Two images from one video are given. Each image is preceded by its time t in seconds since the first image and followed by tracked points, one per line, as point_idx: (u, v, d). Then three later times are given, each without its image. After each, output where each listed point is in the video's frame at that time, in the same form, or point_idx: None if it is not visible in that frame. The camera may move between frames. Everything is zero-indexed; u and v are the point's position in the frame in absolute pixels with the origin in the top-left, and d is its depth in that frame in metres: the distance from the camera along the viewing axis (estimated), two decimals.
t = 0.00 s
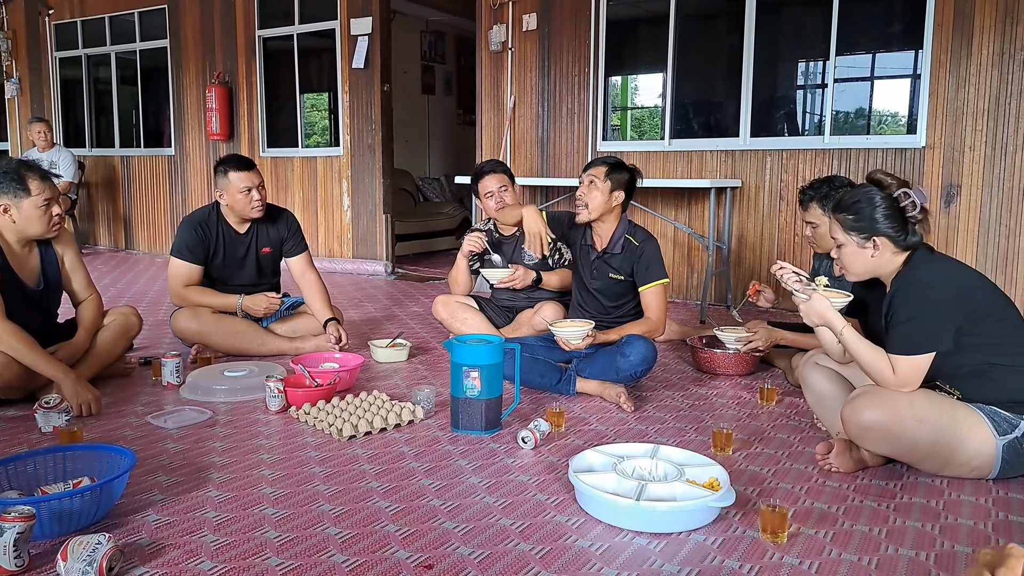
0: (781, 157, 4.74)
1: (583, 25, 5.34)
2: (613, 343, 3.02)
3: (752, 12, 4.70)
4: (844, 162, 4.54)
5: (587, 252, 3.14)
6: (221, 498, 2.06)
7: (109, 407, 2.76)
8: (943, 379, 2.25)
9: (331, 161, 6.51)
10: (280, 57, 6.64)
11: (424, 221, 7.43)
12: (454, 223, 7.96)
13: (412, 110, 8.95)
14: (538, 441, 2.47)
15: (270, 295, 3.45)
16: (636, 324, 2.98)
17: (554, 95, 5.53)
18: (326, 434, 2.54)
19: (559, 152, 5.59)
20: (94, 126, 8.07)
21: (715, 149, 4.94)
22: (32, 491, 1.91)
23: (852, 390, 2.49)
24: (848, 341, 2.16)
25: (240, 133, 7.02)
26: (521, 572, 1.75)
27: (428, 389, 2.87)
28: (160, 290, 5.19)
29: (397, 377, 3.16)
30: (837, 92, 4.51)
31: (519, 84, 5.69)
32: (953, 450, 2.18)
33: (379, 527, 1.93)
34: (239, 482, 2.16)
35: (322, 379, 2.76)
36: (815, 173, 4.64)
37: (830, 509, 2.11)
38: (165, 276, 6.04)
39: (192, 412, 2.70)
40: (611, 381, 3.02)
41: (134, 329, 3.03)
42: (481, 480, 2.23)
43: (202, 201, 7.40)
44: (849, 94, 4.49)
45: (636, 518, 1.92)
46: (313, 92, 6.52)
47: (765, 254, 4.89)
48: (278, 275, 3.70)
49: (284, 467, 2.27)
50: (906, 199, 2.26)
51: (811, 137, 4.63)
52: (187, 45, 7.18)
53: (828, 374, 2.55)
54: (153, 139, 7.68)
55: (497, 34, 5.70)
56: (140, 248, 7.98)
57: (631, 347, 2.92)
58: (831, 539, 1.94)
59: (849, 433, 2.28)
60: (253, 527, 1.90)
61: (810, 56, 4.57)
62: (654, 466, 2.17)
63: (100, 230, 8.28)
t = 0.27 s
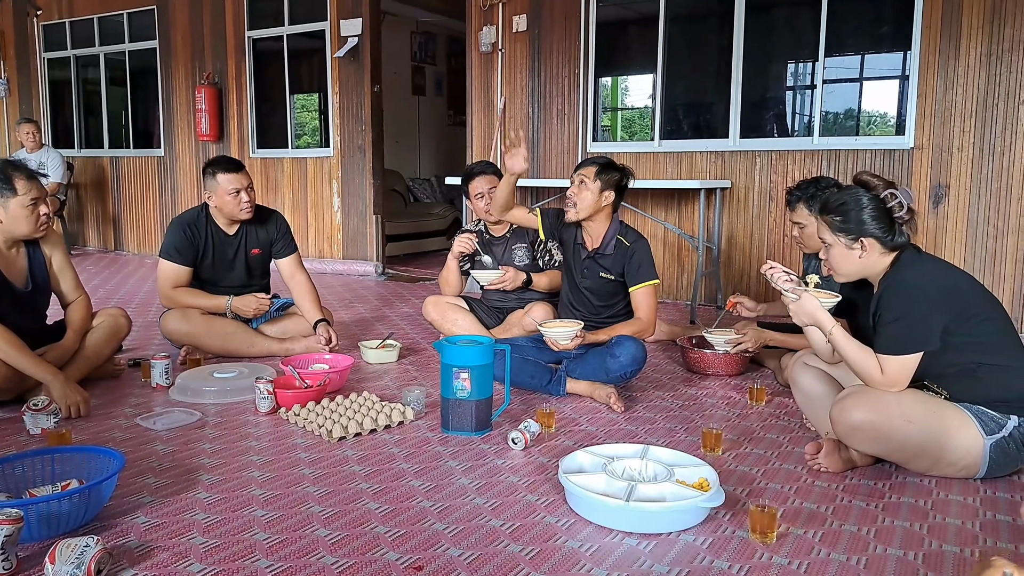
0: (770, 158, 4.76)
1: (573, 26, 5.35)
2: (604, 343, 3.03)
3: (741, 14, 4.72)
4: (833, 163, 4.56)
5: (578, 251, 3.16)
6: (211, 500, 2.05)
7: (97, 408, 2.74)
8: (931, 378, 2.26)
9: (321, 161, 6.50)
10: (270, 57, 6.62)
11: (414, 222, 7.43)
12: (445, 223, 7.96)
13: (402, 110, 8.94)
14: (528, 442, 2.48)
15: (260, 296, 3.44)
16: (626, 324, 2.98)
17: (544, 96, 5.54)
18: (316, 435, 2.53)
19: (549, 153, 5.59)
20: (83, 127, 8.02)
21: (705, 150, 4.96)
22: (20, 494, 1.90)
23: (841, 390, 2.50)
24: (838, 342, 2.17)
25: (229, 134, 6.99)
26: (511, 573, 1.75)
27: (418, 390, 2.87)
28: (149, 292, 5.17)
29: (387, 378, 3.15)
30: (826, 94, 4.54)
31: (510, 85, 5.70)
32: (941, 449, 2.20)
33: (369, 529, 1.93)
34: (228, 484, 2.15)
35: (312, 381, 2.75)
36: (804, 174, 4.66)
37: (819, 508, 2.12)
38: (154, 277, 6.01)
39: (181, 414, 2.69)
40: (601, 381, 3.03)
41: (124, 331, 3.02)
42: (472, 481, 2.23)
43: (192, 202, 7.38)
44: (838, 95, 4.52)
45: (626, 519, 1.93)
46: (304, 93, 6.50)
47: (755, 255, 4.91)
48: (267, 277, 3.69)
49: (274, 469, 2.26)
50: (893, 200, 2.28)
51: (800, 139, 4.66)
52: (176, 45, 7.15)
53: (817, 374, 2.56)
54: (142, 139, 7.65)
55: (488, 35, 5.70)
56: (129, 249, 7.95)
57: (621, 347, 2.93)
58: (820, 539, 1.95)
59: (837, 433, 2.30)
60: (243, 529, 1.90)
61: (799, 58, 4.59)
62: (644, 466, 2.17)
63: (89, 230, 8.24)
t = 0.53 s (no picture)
0: (764, 159, 4.77)
1: (567, 27, 5.35)
2: (597, 344, 3.03)
3: (735, 14, 4.73)
4: (826, 164, 4.58)
5: (575, 253, 3.16)
6: (203, 502, 2.04)
7: (89, 411, 2.73)
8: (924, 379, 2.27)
9: (314, 162, 6.48)
10: (263, 58, 6.60)
11: (408, 223, 7.42)
12: (439, 224, 7.96)
13: (395, 111, 8.93)
14: (522, 444, 2.47)
15: (253, 297, 3.43)
16: (620, 325, 2.98)
17: (537, 97, 5.54)
18: (309, 437, 2.52)
19: (543, 153, 5.59)
20: (74, 127, 7.99)
21: (698, 151, 4.97)
22: (10, 497, 1.88)
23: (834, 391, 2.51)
24: (829, 342, 2.18)
25: (222, 135, 6.97)
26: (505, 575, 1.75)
27: (412, 392, 2.86)
28: (141, 293, 5.15)
29: (381, 380, 3.15)
30: (819, 95, 4.55)
31: (504, 86, 5.70)
32: (934, 450, 2.20)
33: (362, 531, 1.92)
34: (221, 486, 2.14)
35: (305, 383, 2.74)
36: (797, 175, 4.67)
37: (812, 509, 2.13)
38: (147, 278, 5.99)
39: (173, 416, 2.68)
40: (595, 382, 3.03)
41: (115, 332, 3.01)
42: (465, 483, 2.23)
43: (184, 203, 7.35)
44: (831, 96, 4.53)
45: (620, 520, 1.93)
46: (297, 94, 6.49)
47: (748, 257, 4.92)
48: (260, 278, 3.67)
49: (267, 471, 2.25)
50: (888, 201, 2.28)
51: (793, 139, 4.67)
52: (168, 46, 7.13)
53: (810, 374, 2.57)
54: (134, 140, 7.62)
55: (481, 36, 5.69)
56: (121, 251, 7.92)
57: (614, 348, 2.93)
58: (814, 540, 1.95)
59: (830, 433, 2.30)
60: (235, 531, 1.89)
61: (792, 58, 4.60)
62: (638, 468, 2.17)
63: (80, 231, 8.20)
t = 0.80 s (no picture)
0: (758, 159, 4.77)
1: (561, 27, 5.35)
2: (592, 345, 3.02)
3: (730, 15, 4.73)
4: (820, 164, 4.59)
5: (569, 253, 3.16)
6: (196, 505, 2.03)
7: (80, 413, 2.71)
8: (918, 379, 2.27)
9: (308, 163, 6.47)
10: (256, 58, 6.59)
11: (402, 224, 7.41)
12: (433, 224, 7.95)
13: (390, 111, 8.92)
14: (517, 445, 2.47)
15: (246, 298, 3.41)
16: (614, 325, 2.98)
17: (532, 98, 5.54)
18: (302, 439, 2.51)
19: (538, 154, 5.59)
20: (66, 128, 7.95)
21: (693, 152, 4.98)
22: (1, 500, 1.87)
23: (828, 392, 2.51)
24: (824, 342, 2.18)
25: (215, 135, 6.95)
26: None
27: (406, 393, 2.86)
28: (134, 294, 5.12)
29: (375, 381, 3.14)
30: (813, 96, 4.56)
31: (498, 86, 5.69)
32: (927, 449, 2.20)
33: (356, 533, 1.91)
34: (213, 488, 2.13)
35: (299, 384, 2.73)
36: (791, 176, 4.68)
37: (806, 509, 2.13)
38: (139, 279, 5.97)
39: (166, 418, 2.67)
40: (589, 383, 3.03)
41: (107, 334, 2.99)
42: (460, 484, 2.22)
43: (177, 203, 7.33)
44: (826, 97, 4.54)
45: (615, 521, 1.93)
46: (291, 94, 6.47)
47: (743, 257, 4.93)
48: (253, 279, 3.66)
49: (260, 473, 2.25)
50: (883, 203, 2.29)
51: (788, 140, 4.67)
52: (161, 46, 7.11)
53: (805, 375, 2.57)
54: (126, 140, 7.59)
55: (476, 36, 5.69)
56: (114, 252, 7.88)
57: (609, 348, 2.93)
58: (808, 540, 1.95)
59: (825, 433, 2.30)
60: (228, 533, 1.88)
61: (787, 58, 4.60)
62: (632, 468, 2.17)
63: (72, 232, 8.16)
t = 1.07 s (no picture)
0: (753, 159, 4.78)
1: (556, 27, 5.35)
2: (586, 345, 3.02)
3: (723, 15, 4.74)
4: (814, 164, 4.59)
5: (563, 254, 3.15)
6: (188, 506, 2.02)
7: (72, 415, 2.70)
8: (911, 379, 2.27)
9: (302, 163, 6.45)
10: (249, 57, 6.56)
11: (396, 224, 7.39)
12: (427, 224, 7.94)
13: (384, 111, 8.91)
14: (511, 445, 2.46)
15: (239, 299, 3.40)
16: (609, 325, 2.98)
17: (526, 98, 5.53)
18: (296, 440, 2.50)
19: (532, 154, 5.59)
20: (57, 127, 7.92)
21: (687, 152, 4.98)
22: None
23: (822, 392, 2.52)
24: (817, 342, 2.18)
25: (208, 135, 6.93)
26: None
27: (400, 394, 2.85)
28: (126, 295, 5.10)
29: (369, 382, 3.13)
30: (807, 96, 4.57)
31: (492, 86, 5.69)
32: (922, 449, 2.20)
33: (350, 534, 1.91)
34: (206, 490, 2.12)
35: (292, 385, 2.72)
36: (785, 176, 4.69)
37: (801, 509, 2.13)
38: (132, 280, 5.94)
39: (158, 419, 2.65)
40: (584, 383, 3.02)
41: (98, 335, 2.98)
42: (454, 485, 2.22)
43: (170, 204, 7.30)
44: (819, 97, 4.54)
45: (609, 521, 1.92)
46: (284, 94, 6.45)
47: (737, 257, 4.93)
48: (246, 280, 3.65)
49: (253, 474, 2.23)
50: (878, 203, 2.30)
51: (782, 140, 4.68)
52: (153, 45, 7.08)
53: (799, 375, 2.57)
54: (118, 140, 7.56)
55: (470, 36, 5.68)
56: (106, 252, 7.85)
57: (603, 348, 2.93)
58: (802, 539, 1.95)
59: (819, 433, 2.31)
60: (221, 535, 1.87)
61: (781, 59, 4.61)
62: (627, 468, 2.17)
63: (64, 233, 8.12)
